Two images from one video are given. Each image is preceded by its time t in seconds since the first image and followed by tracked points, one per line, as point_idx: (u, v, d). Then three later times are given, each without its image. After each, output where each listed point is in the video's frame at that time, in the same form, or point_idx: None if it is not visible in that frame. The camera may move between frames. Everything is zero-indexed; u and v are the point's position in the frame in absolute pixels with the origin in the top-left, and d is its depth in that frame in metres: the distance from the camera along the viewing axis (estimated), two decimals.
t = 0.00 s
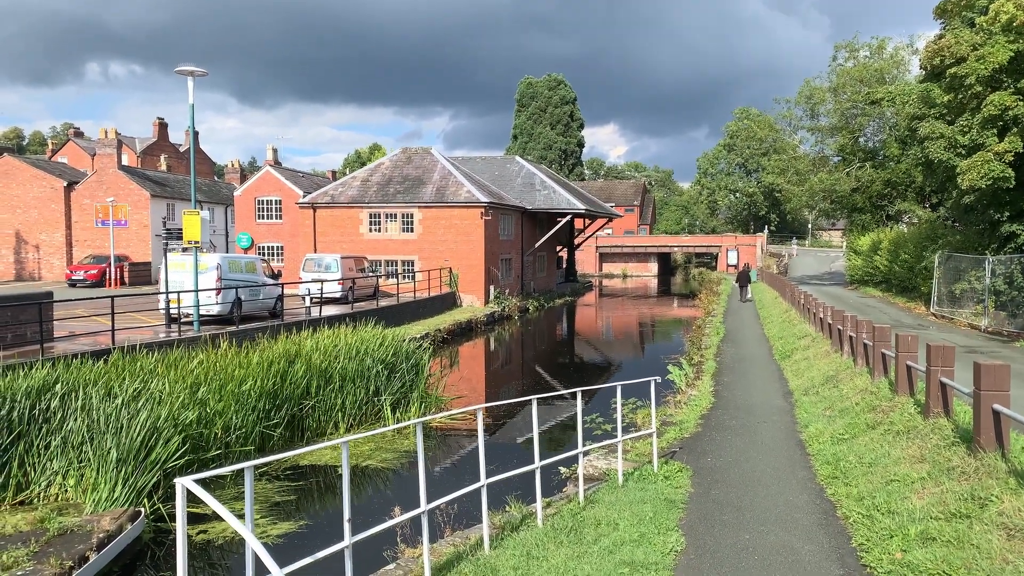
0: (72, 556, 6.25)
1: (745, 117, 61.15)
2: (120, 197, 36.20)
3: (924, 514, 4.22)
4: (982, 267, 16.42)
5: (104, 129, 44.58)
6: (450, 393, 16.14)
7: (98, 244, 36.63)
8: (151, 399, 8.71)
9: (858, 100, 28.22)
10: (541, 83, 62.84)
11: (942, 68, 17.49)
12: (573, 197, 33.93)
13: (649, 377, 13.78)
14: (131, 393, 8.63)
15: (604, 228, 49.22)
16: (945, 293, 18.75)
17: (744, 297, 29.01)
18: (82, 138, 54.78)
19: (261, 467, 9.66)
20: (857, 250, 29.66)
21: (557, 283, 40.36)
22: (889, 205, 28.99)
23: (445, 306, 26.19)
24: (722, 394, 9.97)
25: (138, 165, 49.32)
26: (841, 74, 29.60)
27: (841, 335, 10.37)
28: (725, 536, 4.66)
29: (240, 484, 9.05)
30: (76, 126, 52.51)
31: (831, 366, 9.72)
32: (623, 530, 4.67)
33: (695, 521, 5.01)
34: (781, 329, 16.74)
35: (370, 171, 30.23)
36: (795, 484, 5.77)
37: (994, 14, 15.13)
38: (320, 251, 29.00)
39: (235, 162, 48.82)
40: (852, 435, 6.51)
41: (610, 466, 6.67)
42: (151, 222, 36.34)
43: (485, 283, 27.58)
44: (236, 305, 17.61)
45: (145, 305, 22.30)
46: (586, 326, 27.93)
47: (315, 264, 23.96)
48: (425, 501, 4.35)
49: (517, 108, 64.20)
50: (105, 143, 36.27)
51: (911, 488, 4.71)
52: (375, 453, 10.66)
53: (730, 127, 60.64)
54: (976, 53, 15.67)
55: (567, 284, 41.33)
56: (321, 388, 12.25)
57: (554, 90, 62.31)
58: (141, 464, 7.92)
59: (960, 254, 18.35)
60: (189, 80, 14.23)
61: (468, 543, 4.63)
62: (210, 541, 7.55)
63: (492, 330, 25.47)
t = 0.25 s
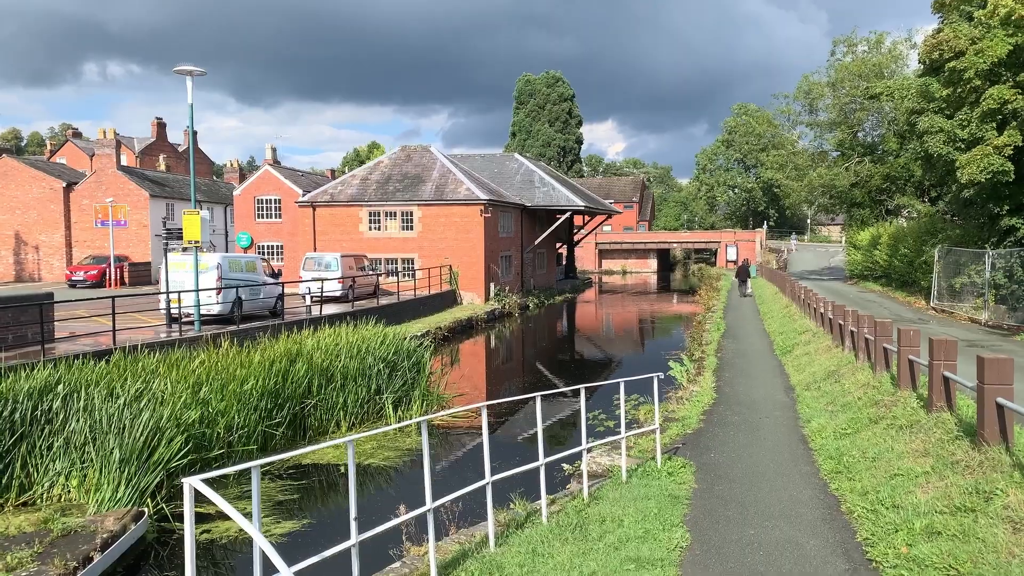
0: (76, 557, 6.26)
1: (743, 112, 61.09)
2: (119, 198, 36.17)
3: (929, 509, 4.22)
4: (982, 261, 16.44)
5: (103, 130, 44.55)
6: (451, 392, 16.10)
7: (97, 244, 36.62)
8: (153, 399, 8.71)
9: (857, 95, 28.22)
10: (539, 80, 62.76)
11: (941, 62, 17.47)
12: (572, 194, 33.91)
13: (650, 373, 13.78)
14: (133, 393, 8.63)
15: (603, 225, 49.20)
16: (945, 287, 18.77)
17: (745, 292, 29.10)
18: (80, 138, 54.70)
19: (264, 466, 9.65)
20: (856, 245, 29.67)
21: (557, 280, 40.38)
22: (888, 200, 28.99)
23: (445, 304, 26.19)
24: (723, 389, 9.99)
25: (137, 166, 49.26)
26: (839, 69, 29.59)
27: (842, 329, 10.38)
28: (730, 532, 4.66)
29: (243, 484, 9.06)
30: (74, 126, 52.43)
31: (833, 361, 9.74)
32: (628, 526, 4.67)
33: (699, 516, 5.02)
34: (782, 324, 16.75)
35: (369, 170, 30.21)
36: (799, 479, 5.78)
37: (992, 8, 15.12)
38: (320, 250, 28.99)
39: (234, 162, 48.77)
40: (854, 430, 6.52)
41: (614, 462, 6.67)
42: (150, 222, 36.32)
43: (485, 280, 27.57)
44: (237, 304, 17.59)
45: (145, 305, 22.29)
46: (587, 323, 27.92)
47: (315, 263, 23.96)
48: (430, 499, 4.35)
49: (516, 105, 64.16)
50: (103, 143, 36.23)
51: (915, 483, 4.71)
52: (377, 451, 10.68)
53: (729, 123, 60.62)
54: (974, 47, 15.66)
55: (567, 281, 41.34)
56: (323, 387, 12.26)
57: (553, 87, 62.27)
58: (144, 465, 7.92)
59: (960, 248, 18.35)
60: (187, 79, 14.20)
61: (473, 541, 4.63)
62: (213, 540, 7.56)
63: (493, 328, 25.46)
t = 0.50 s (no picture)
0: (79, 557, 6.25)
1: (741, 108, 61.06)
2: (117, 198, 36.10)
3: (933, 502, 4.23)
4: (981, 255, 16.46)
5: (99, 130, 44.43)
6: (452, 389, 16.08)
7: (95, 244, 36.54)
8: (153, 398, 8.70)
9: (854, 90, 28.21)
10: (537, 77, 62.67)
11: (938, 56, 17.47)
12: (570, 190, 33.89)
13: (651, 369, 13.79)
14: (133, 393, 8.62)
15: (602, 222, 49.19)
16: (944, 281, 18.79)
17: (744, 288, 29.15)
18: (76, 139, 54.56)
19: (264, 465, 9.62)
20: (854, 240, 29.69)
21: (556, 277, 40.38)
22: (886, 194, 29.01)
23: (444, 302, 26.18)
24: (724, 384, 9.99)
25: (134, 165, 49.15)
26: (837, 64, 29.58)
27: (842, 324, 10.39)
28: (734, 527, 4.66)
29: (244, 483, 9.06)
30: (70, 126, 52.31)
31: (833, 356, 9.74)
32: (632, 522, 4.67)
33: (702, 511, 5.02)
34: (781, 319, 16.75)
35: (367, 168, 30.16)
36: (802, 473, 5.78)
37: (989, 2, 15.11)
38: (318, 248, 28.95)
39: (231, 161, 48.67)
40: (857, 424, 6.52)
41: (616, 458, 6.67)
42: (148, 222, 36.26)
43: (484, 278, 27.56)
44: (236, 303, 17.56)
45: (144, 305, 22.25)
46: (586, 320, 27.92)
47: (314, 261, 23.94)
48: (434, 496, 4.34)
49: (513, 102, 64.09)
50: (100, 143, 36.13)
51: (919, 476, 4.72)
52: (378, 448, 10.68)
53: (726, 119, 60.62)
54: (972, 41, 15.66)
55: (566, 278, 41.33)
56: (323, 385, 12.25)
57: (550, 84, 62.22)
58: (145, 464, 7.90)
59: (959, 242, 18.37)
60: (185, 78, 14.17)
61: (477, 538, 4.62)
62: (215, 539, 7.55)
63: (492, 325, 25.45)
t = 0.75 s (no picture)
0: (75, 559, 6.21)
1: (738, 105, 61.04)
2: (114, 197, 35.98)
3: (936, 501, 4.20)
4: (979, 252, 16.45)
5: (95, 129, 44.29)
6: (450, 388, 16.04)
7: (92, 244, 36.43)
8: (150, 398, 8.64)
9: (852, 86, 28.19)
10: (534, 74, 62.58)
11: (936, 52, 17.44)
12: (568, 188, 33.84)
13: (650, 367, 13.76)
14: (130, 393, 8.56)
15: (600, 219, 49.14)
16: (943, 278, 18.79)
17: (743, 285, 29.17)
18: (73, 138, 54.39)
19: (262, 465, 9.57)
20: (852, 237, 29.69)
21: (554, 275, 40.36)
22: (884, 191, 28.98)
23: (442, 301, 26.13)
24: (724, 382, 9.96)
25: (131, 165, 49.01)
26: (835, 60, 29.55)
27: (842, 321, 10.36)
28: (735, 526, 4.63)
29: (242, 483, 9.01)
30: (67, 126, 52.15)
31: (833, 353, 9.71)
32: (632, 522, 4.63)
33: (703, 510, 4.98)
34: (780, 316, 16.73)
35: (365, 166, 30.09)
36: (802, 471, 5.75)
37: None
38: (316, 247, 28.88)
39: (228, 160, 48.54)
40: (857, 422, 6.49)
41: (616, 457, 6.64)
42: (145, 222, 36.15)
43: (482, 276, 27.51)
44: (233, 303, 17.49)
45: (141, 304, 22.17)
46: (585, 318, 27.91)
47: (312, 261, 23.87)
48: (433, 497, 4.30)
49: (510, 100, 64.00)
50: (97, 142, 36.00)
51: (921, 474, 4.69)
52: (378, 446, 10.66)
53: (724, 116, 60.60)
54: (970, 37, 15.63)
55: (564, 276, 41.30)
56: (321, 384, 12.20)
57: (547, 82, 62.14)
58: (142, 465, 7.85)
59: (957, 239, 18.36)
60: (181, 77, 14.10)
61: (476, 538, 4.59)
62: (213, 540, 7.51)
63: (490, 323, 25.41)
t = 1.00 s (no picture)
0: (59, 560, 6.11)
1: (734, 105, 61.06)
2: (107, 195, 35.78)
3: (930, 501, 4.13)
4: (975, 251, 16.43)
5: (89, 128, 44.05)
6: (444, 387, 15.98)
7: (85, 243, 36.22)
8: (139, 397, 8.53)
9: (848, 85, 28.17)
10: (530, 73, 62.50)
11: (932, 51, 17.41)
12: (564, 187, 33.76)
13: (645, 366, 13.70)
14: (118, 392, 8.45)
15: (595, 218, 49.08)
16: (939, 277, 18.77)
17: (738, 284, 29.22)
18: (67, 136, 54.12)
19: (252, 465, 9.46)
20: (848, 236, 29.69)
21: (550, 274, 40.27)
22: (880, 190, 28.96)
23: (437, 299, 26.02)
24: (718, 381, 9.89)
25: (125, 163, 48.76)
26: (830, 59, 29.54)
27: (837, 320, 10.29)
28: (727, 527, 4.55)
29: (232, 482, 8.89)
30: (61, 124, 51.88)
31: (828, 352, 9.65)
32: (623, 523, 4.55)
33: (695, 511, 4.90)
34: (775, 315, 16.68)
35: (360, 164, 29.96)
36: (796, 471, 5.68)
37: None
38: (310, 246, 28.75)
39: (223, 158, 48.35)
40: (852, 421, 6.43)
41: (608, 457, 6.55)
42: (139, 220, 35.95)
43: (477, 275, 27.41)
44: (226, 301, 17.36)
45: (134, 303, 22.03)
46: (580, 317, 27.83)
47: (306, 259, 23.74)
48: (418, 498, 4.21)
49: (506, 99, 63.90)
50: (90, 140, 35.78)
51: (915, 474, 4.62)
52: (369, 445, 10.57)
53: (720, 115, 60.61)
54: (966, 35, 15.60)
55: (560, 275, 41.24)
56: (313, 384, 12.10)
57: (543, 81, 62.07)
58: (129, 465, 7.75)
59: (953, 238, 18.34)
60: (173, 74, 13.98)
61: (463, 540, 4.50)
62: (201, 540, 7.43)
63: (485, 322, 25.32)
